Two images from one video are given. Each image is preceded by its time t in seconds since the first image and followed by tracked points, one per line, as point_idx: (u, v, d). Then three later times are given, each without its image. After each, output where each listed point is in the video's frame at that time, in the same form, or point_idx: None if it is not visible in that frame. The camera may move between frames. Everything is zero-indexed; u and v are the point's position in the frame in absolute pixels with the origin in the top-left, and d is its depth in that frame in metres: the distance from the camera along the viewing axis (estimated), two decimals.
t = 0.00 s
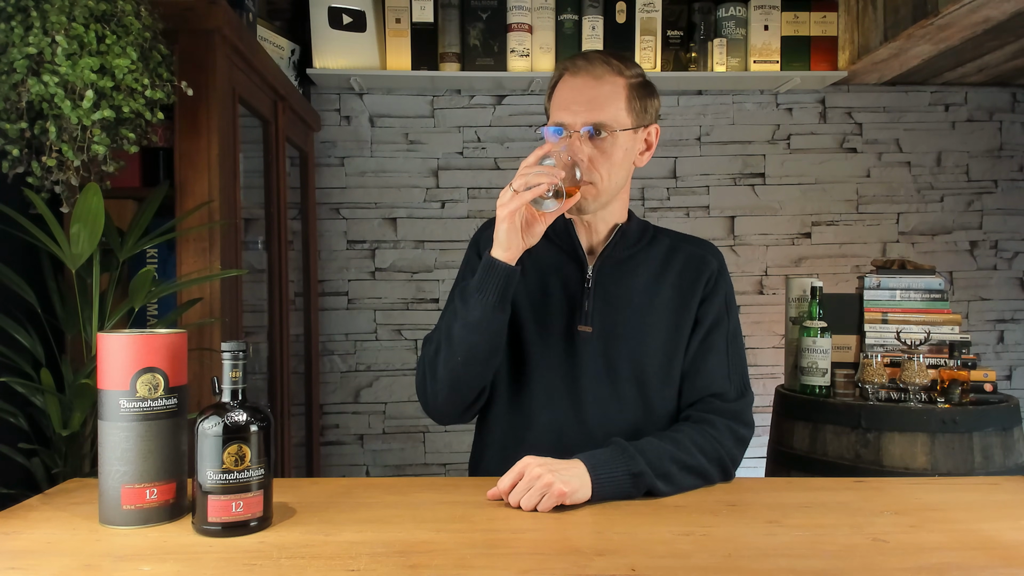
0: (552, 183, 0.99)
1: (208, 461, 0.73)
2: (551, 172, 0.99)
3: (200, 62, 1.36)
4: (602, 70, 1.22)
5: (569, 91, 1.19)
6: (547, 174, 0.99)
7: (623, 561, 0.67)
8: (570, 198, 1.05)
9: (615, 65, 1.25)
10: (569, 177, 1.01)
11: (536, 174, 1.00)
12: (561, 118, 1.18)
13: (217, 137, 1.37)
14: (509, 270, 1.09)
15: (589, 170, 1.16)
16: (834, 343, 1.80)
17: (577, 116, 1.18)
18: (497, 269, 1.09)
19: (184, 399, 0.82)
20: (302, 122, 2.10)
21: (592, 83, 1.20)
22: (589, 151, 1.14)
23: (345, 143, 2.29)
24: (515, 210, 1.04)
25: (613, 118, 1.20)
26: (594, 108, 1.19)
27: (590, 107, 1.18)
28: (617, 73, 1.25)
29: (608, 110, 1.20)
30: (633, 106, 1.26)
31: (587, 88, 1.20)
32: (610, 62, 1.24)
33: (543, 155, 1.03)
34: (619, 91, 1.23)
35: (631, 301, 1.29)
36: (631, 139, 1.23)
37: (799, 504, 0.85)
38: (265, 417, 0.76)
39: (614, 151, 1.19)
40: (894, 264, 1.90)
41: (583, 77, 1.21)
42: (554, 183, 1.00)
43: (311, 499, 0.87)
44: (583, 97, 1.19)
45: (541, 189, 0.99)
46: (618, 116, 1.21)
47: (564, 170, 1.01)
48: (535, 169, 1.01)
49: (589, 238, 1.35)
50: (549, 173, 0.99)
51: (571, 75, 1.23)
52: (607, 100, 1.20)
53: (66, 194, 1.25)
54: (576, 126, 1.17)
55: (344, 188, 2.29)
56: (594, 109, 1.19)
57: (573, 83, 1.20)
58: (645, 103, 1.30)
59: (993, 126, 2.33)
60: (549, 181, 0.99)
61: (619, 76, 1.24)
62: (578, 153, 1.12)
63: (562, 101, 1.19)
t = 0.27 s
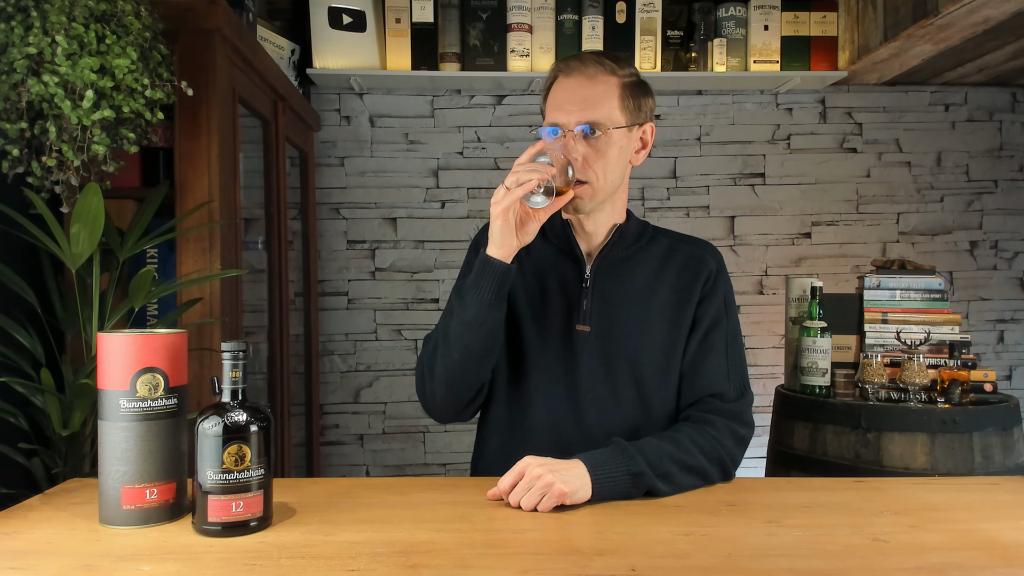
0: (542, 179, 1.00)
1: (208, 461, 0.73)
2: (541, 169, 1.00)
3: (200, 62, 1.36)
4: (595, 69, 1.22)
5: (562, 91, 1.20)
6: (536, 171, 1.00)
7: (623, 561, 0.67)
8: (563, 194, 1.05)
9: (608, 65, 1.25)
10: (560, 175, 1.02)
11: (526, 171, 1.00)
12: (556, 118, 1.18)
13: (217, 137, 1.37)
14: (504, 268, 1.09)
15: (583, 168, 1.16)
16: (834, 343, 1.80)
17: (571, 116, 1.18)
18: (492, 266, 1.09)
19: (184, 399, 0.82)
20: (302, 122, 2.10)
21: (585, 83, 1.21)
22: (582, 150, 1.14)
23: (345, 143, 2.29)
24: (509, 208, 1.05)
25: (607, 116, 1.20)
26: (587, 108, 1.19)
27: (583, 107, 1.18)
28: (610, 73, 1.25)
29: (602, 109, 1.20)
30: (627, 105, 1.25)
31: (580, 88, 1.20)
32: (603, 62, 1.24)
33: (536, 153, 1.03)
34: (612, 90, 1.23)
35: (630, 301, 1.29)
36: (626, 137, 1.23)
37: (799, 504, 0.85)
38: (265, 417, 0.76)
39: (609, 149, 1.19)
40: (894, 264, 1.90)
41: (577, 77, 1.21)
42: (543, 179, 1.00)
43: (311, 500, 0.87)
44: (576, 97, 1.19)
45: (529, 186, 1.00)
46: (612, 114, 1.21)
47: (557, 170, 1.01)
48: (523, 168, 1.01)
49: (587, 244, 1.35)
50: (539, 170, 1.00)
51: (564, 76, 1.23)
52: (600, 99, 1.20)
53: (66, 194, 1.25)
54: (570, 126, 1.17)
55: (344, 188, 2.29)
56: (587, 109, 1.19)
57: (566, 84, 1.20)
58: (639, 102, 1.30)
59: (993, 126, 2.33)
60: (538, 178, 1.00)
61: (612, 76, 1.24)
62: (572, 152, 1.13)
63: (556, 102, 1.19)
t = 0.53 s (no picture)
0: (541, 178, 1.00)
1: (208, 461, 0.73)
2: (540, 168, 1.00)
3: (200, 62, 1.36)
4: (595, 70, 1.22)
5: (563, 92, 1.20)
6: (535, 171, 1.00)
7: (623, 561, 0.67)
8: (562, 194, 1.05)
9: (608, 66, 1.25)
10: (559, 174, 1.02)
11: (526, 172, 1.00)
12: (557, 119, 1.18)
13: (217, 136, 1.37)
14: (505, 268, 1.09)
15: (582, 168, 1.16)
16: (834, 343, 1.80)
17: (572, 116, 1.18)
18: (493, 266, 1.09)
19: (184, 399, 0.83)
20: (302, 122, 2.10)
21: (586, 83, 1.20)
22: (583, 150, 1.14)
23: (345, 143, 2.29)
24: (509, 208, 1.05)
25: (607, 116, 1.20)
26: (588, 108, 1.19)
27: (584, 107, 1.18)
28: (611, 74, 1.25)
29: (603, 109, 1.20)
30: (627, 106, 1.25)
31: (581, 89, 1.20)
32: (603, 63, 1.24)
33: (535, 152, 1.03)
34: (612, 90, 1.23)
35: (630, 301, 1.29)
36: (626, 137, 1.23)
37: (799, 504, 0.85)
38: (265, 417, 0.76)
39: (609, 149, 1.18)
40: (894, 264, 1.90)
41: (577, 78, 1.21)
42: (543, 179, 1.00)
43: (311, 499, 0.87)
44: (577, 98, 1.19)
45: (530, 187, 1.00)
46: (613, 114, 1.21)
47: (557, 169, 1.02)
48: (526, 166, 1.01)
49: (588, 243, 1.35)
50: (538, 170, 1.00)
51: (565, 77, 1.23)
52: (601, 99, 1.20)
53: (66, 194, 1.25)
54: (571, 126, 1.17)
55: (344, 188, 2.29)
56: (588, 109, 1.19)
57: (566, 85, 1.20)
58: (639, 102, 1.30)
59: (993, 126, 2.33)
60: (538, 177, 0.99)
61: (613, 76, 1.24)
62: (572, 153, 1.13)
63: (557, 103, 1.19)
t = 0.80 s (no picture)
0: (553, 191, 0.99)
1: (208, 461, 0.73)
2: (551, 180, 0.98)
3: (200, 62, 1.36)
4: (601, 68, 1.23)
5: (568, 89, 1.20)
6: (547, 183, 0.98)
7: (623, 561, 0.67)
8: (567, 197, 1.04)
9: (614, 65, 1.25)
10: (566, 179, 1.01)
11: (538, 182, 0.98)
12: (562, 115, 1.19)
13: (217, 136, 1.37)
14: (508, 270, 1.09)
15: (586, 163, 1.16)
16: (834, 343, 1.80)
17: (577, 112, 1.19)
18: (496, 268, 1.09)
19: (184, 399, 0.82)
20: (302, 122, 2.10)
21: (591, 81, 1.21)
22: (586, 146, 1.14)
23: (345, 143, 2.29)
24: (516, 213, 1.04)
25: (612, 113, 1.20)
26: (593, 104, 1.19)
27: (589, 103, 1.19)
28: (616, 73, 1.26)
29: (607, 106, 1.20)
30: (632, 105, 1.26)
31: (587, 86, 1.20)
32: (610, 62, 1.24)
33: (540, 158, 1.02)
34: (617, 89, 1.23)
35: (630, 301, 1.29)
36: (630, 136, 1.23)
37: (799, 504, 0.85)
38: (265, 417, 0.76)
39: (613, 146, 1.18)
40: (894, 264, 1.90)
41: (583, 76, 1.22)
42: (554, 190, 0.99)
43: (311, 499, 0.87)
44: (582, 95, 1.20)
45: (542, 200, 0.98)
46: (617, 112, 1.21)
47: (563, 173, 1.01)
48: (539, 172, 0.99)
49: (589, 242, 1.35)
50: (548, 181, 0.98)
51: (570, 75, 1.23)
52: (606, 97, 1.21)
53: (66, 194, 1.24)
54: (575, 122, 1.18)
55: (344, 188, 2.29)
56: (593, 105, 1.19)
57: (573, 82, 1.21)
58: (643, 103, 1.30)
59: (993, 126, 2.33)
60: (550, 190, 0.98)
61: (618, 75, 1.24)
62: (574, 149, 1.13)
63: (562, 100, 1.20)
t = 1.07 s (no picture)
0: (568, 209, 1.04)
1: (208, 461, 0.73)
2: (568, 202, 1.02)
3: (200, 62, 1.36)
4: (611, 66, 1.24)
5: (578, 85, 1.21)
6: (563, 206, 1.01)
7: (623, 561, 0.67)
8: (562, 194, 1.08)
9: (625, 66, 1.26)
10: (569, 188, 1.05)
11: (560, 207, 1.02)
12: (571, 110, 1.20)
13: (216, 136, 1.37)
14: (512, 270, 1.08)
15: (592, 160, 1.16)
16: (834, 343, 1.80)
17: (585, 108, 1.20)
18: (500, 269, 1.08)
19: (184, 399, 0.83)
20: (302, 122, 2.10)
21: (601, 78, 1.22)
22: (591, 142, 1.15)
23: (345, 143, 2.29)
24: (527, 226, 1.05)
25: (620, 110, 1.20)
26: (602, 100, 1.20)
27: (597, 99, 1.20)
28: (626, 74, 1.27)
29: (616, 103, 1.21)
30: (641, 105, 1.26)
31: (596, 83, 1.21)
32: (621, 62, 1.25)
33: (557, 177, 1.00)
34: (627, 88, 1.23)
35: (631, 300, 1.29)
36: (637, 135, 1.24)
37: (799, 504, 0.85)
38: (265, 417, 0.76)
39: (619, 143, 1.19)
40: (894, 264, 1.90)
41: (593, 73, 1.23)
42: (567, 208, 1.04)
43: (311, 499, 0.87)
44: (591, 91, 1.21)
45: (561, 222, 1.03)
46: (626, 110, 1.21)
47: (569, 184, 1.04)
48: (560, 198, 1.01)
49: (591, 239, 1.35)
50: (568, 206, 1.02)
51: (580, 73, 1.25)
52: (615, 94, 1.21)
53: (66, 194, 1.24)
54: (583, 117, 1.19)
55: (344, 188, 2.29)
56: (601, 102, 1.20)
57: (583, 79, 1.22)
58: (652, 105, 1.30)
59: (993, 126, 2.33)
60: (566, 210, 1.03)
61: (629, 75, 1.25)
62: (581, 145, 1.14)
63: (571, 95, 1.21)
